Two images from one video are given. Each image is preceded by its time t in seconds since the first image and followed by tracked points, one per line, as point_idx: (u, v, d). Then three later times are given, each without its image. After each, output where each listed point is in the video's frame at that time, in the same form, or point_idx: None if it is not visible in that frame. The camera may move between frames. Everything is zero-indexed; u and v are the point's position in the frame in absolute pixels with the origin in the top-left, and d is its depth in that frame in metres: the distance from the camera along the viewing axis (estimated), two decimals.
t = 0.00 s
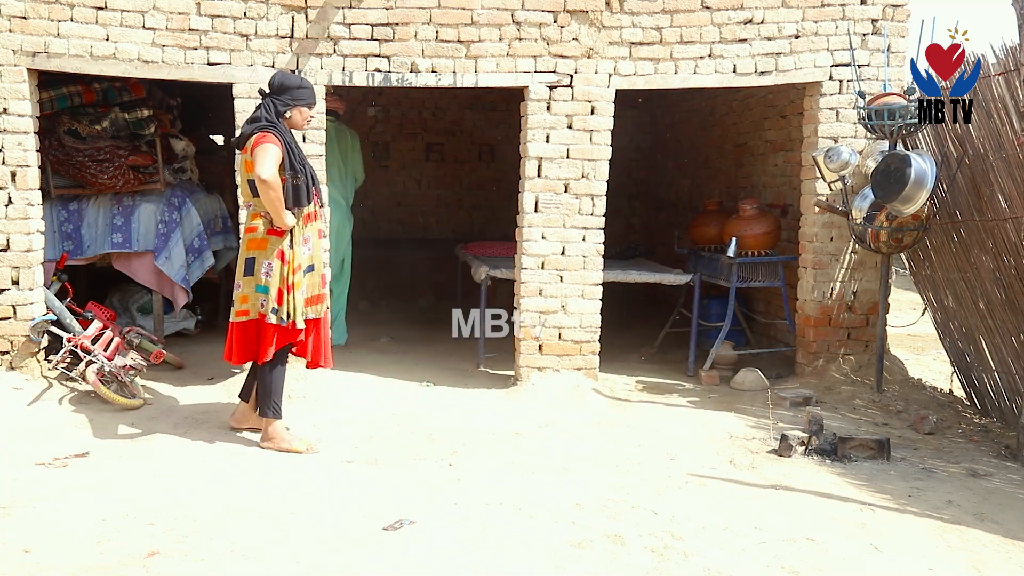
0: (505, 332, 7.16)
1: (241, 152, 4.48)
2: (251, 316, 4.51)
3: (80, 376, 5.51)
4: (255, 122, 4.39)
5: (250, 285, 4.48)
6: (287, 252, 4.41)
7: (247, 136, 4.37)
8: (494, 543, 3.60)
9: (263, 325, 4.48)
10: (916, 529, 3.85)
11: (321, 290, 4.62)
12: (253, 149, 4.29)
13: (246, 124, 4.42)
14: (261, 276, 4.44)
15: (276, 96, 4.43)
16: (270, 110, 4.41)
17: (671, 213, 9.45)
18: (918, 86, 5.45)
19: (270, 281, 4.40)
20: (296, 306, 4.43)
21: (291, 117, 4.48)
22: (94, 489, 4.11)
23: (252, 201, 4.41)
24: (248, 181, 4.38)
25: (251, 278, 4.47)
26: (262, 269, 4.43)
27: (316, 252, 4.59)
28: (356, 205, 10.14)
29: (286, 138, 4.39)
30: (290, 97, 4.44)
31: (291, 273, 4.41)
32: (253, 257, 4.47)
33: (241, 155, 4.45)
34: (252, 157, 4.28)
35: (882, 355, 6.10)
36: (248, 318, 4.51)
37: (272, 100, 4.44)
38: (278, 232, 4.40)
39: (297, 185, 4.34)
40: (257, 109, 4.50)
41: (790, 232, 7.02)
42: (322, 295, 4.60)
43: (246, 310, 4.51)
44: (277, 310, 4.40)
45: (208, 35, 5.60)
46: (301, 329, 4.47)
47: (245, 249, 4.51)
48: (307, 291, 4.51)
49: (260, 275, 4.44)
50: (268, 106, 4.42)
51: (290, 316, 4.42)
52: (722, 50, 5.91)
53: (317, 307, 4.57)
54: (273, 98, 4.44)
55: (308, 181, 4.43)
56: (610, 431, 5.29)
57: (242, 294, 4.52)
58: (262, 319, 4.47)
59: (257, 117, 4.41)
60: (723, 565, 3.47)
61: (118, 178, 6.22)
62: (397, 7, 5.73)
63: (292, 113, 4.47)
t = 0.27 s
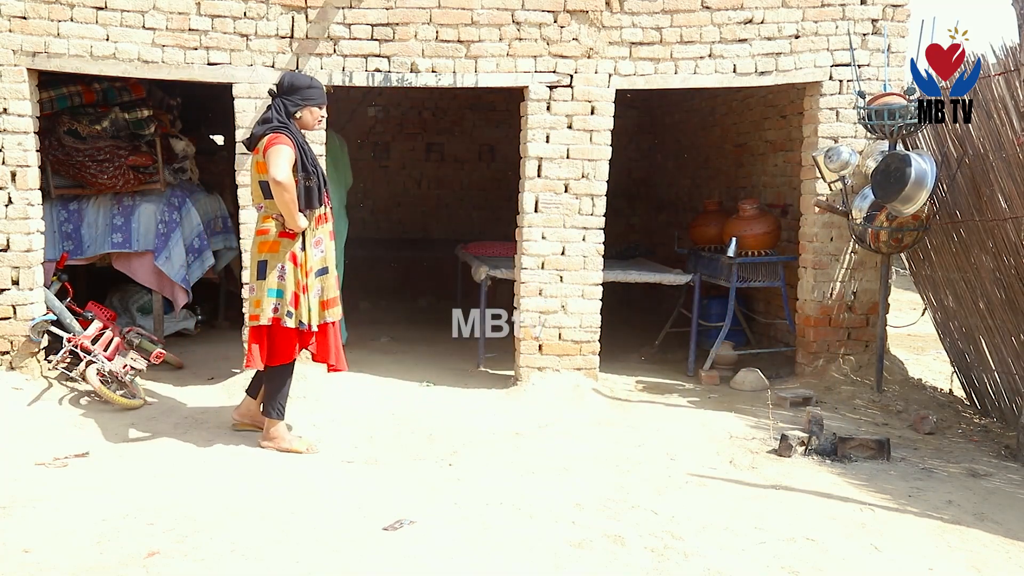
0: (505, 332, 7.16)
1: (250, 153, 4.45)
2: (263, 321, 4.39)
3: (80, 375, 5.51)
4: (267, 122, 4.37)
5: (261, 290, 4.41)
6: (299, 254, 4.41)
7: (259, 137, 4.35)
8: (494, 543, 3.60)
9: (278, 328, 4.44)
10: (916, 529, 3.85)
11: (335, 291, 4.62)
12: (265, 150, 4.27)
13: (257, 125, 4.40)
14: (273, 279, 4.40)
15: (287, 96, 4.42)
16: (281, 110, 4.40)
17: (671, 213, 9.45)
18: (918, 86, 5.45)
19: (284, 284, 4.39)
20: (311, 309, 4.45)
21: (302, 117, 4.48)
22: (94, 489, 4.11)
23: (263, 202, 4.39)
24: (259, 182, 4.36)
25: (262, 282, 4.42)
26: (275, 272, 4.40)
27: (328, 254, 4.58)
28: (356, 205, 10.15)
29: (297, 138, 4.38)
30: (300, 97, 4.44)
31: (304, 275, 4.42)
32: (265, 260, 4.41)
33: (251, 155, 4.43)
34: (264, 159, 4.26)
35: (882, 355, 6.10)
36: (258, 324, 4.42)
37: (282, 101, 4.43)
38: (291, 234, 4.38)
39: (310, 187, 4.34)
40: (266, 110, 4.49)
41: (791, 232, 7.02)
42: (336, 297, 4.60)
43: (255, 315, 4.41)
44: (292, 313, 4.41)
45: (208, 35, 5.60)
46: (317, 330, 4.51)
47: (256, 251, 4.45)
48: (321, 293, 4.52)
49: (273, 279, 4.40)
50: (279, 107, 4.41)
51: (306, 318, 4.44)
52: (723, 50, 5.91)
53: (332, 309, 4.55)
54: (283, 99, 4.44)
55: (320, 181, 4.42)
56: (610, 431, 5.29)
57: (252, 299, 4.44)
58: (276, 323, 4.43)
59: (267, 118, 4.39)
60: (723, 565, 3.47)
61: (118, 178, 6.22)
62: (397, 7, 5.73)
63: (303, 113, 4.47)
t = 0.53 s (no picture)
0: (505, 332, 7.16)
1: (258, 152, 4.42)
2: (266, 323, 4.40)
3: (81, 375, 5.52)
4: (281, 124, 4.35)
5: (264, 291, 4.42)
6: (304, 257, 4.41)
7: (272, 137, 4.32)
8: (494, 543, 3.60)
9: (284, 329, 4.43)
10: (916, 529, 3.85)
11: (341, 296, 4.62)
12: (278, 152, 4.25)
13: (271, 125, 4.38)
14: (279, 281, 4.40)
15: (305, 100, 4.43)
16: (299, 113, 4.40)
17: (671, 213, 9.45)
18: (918, 86, 5.45)
19: (289, 286, 4.38)
20: (317, 312, 4.44)
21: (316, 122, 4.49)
22: (94, 489, 4.11)
23: (270, 203, 4.38)
24: (267, 182, 4.35)
25: (265, 284, 4.42)
26: (280, 275, 4.39)
27: (334, 258, 4.58)
28: (357, 205, 10.15)
29: (311, 144, 4.40)
30: (317, 102, 4.45)
31: (310, 278, 4.42)
32: (270, 262, 4.41)
33: (260, 153, 4.40)
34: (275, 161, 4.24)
35: (882, 355, 6.09)
36: (263, 326, 4.42)
37: (299, 104, 4.43)
38: (296, 237, 4.38)
39: (317, 193, 4.35)
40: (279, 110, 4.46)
41: (791, 232, 7.03)
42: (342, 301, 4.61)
43: (258, 316, 4.43)
44: (299, 316, 4.40)
45: (208, 35, 5.60)
46: (325, 335, 4.49)
47: (260, 253, 4.45)
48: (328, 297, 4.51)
49: (278, 281, 4.39)
50: (297, 110, 4.40)
51: (312, 322, 4.42)
52: (722, 50, 5.91)
53: (342, 314, 4.56)
54: (300, 102, 4.44)
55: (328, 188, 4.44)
56: (610, 431, 5.29)
57: (257, 301, 4.45)
58: (281, 326, 4.42)
59: (282, 119, 4.37)
60: (723, 565, 3.47)
61: (118, 178, 6.22)
62: (397, 7, 5.73)
63: (320, 117, 4.49)
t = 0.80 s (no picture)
0: (505, 332, 7.16)
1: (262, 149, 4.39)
2: (265, 320, 4.45)
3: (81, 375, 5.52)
4: (288, 123, 4.33)
5: (264, 289, 4.43)
6: (304, 258, 4.41)
7: (279, 136, 4.29)
8: (494, 544, 3.60)
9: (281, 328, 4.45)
10: (916, 529, 3.85)
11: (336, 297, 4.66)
12: (284, 152, 4.22)
13: (277, 123, 4.36)
14: (278, 280, 4.39)
15: (312, 100, 4.43)
16: (307, 114, 4.40)
17: (671, 213, 9.44)
18: (918, 86, 5.43)
19: (288, 286, 4.37)
20: (313, 312, 4.44)
21: (321, 122, 4.50)
22: (94, 489, 4.11)
23: (273, 202, 4.36)
24: (272, 181, 4.33)
25: (265, 282, 4.43)
26: (279, 274, 4.39)
27: (333, 260, 4.60)
28: (356, 205, 10.15)
29: (319, 144, 4.40)
30: (323, 103, 4.47)
31: (308, 279, 4.42)
32: (270, 261, 4.41)
33: (264, 150, 4.36)
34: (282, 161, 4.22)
35: (882, 355, 6.09)
36: (263, 323, 4.45)
37: (307, 105, 4.43)
38: (297, 237, 4.38)
39: (322, 193, 4.36)
40: (285, 109, 4.44)
41: (790, 232, 7.03)
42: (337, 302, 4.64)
43: (258, 315, 4.46)
44: (292, 316, 4.37)
45: (208, 35, 5.60)
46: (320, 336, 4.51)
47: (260, 251, 4.45)
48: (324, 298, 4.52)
49: (277, 279, 4.39)
50: (304, 111, 4.40)
51: (305, 322, 4.42)
52: (722, 50, 5.91)
53: (334, 315, 4.59)
54: (306, 103, 4.44)
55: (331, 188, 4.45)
56: (610, 431, 5.29)
57: (255, 297, 4.45)
58: (278, 324, 4.43)
59: (289, 118, 4.35)
60: (723, 565, 3.47)
61: (118, 178, 6.22)
62: (397, 7, 5.73)
63: (325, 118, 4.51)
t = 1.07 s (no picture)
0: (505, 332, 7.16)
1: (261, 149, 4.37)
2: (259, 320, 4.42)
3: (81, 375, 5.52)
4: (289, 121, 4.33)
5: (260, 288, 4.42)
6: (302, 256, 4.42)
7: (280, 133, 4.29)
8: (494, 544, 3.60)
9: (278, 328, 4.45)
10: (916, 529, 3.85)
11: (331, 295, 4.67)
12: (287, 149, 4.22)
13: (279, 121, 4.35)
14: (275, 280, 4.39)
15: (311, 100, 4.44)
16: (308, 113, 4.40)
17: (671, 213, 9.44)
18: (918, 86, 5.44)
19: (286, 285, 4.38)
20: (311, 310, 4.46)
21: (321, 122, 4.51)
22: (94, 489, 4.11)
23: (272, 201, 4.36)
24: (273, 180, 4.32)
25: (262, 282, 4.42)
26: (277, 273, 4.39)
27: (329, 258, 4.62)
28: (356, 205, 10.16)
29: (320, 143, 4.41)
30: (323, 103, 4.49)
31: (306, 277, 4.43)
32: (267, 260, 4.41)
33: (264, 149, 4.36)
34: (284, 158, 4.22)
35: (882, 355, 6.09)
36: (257, 323, 4.44)
37: (307, 104, 4.43)
38: (295, 235, 4.38)
39: (322, 192, 4.37)
40: (286, 109, 4.44)
41: (790, 232, 7.03)
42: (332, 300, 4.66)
43: (252, 314, 4.43)
44: (292, 314, 4.39)
45: (208, 35, 5.60)
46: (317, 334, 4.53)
47: (257, 250, 4.45)
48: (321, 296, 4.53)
49: (275, 279, 4.39)
50: (305, 110, 4.40)
51: (306, 320, 4.44)
52: (722, 50, 5.91)
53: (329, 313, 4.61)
54: (307, 103, 4.44)
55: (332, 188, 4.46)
56: (610, 431, 5.29)
57: (251, 297, 4.45)
58: (275, 323, 4.43)
59: (289, 117, 4.36)
60: (723, 565, 3.47)
61: (118, 178, 6.22)
62: (397, 7, 5.73)
63: (324, 117, 4.52)
